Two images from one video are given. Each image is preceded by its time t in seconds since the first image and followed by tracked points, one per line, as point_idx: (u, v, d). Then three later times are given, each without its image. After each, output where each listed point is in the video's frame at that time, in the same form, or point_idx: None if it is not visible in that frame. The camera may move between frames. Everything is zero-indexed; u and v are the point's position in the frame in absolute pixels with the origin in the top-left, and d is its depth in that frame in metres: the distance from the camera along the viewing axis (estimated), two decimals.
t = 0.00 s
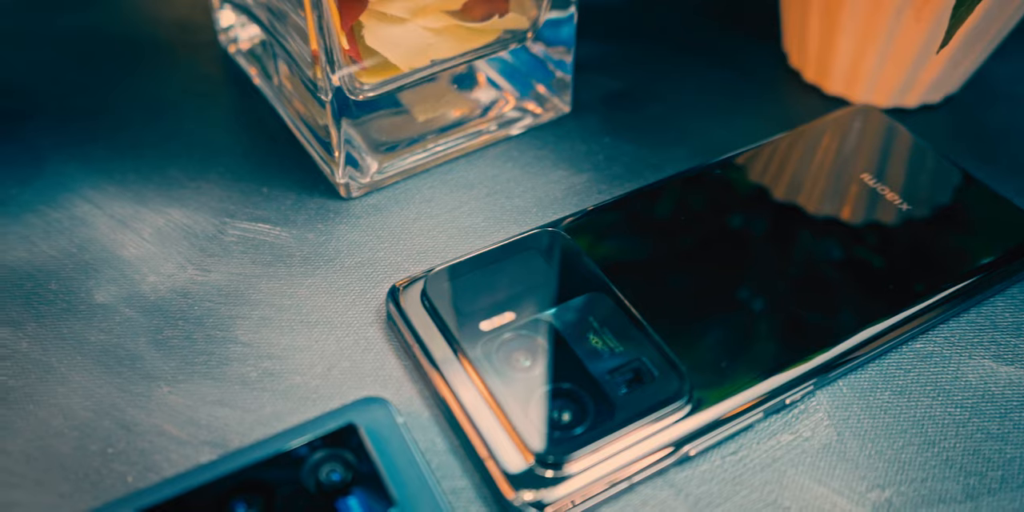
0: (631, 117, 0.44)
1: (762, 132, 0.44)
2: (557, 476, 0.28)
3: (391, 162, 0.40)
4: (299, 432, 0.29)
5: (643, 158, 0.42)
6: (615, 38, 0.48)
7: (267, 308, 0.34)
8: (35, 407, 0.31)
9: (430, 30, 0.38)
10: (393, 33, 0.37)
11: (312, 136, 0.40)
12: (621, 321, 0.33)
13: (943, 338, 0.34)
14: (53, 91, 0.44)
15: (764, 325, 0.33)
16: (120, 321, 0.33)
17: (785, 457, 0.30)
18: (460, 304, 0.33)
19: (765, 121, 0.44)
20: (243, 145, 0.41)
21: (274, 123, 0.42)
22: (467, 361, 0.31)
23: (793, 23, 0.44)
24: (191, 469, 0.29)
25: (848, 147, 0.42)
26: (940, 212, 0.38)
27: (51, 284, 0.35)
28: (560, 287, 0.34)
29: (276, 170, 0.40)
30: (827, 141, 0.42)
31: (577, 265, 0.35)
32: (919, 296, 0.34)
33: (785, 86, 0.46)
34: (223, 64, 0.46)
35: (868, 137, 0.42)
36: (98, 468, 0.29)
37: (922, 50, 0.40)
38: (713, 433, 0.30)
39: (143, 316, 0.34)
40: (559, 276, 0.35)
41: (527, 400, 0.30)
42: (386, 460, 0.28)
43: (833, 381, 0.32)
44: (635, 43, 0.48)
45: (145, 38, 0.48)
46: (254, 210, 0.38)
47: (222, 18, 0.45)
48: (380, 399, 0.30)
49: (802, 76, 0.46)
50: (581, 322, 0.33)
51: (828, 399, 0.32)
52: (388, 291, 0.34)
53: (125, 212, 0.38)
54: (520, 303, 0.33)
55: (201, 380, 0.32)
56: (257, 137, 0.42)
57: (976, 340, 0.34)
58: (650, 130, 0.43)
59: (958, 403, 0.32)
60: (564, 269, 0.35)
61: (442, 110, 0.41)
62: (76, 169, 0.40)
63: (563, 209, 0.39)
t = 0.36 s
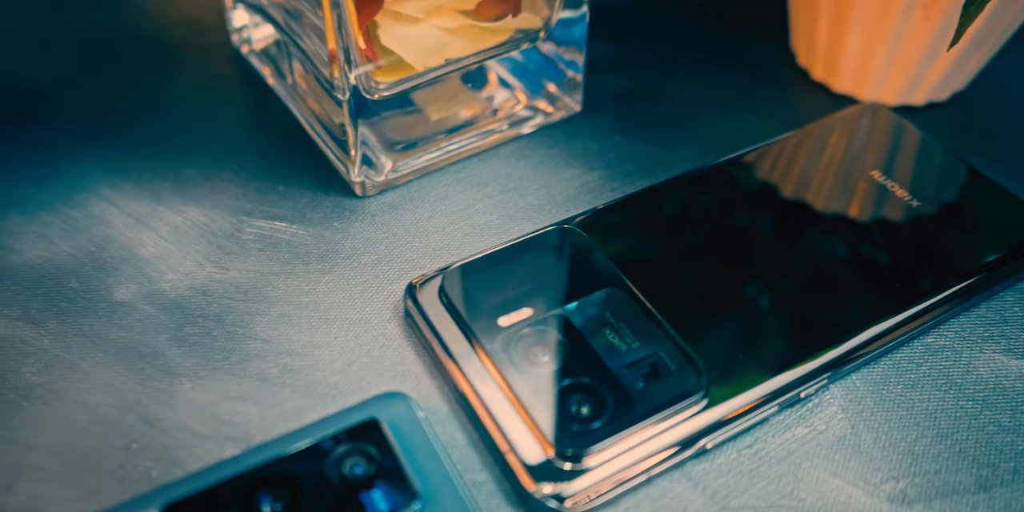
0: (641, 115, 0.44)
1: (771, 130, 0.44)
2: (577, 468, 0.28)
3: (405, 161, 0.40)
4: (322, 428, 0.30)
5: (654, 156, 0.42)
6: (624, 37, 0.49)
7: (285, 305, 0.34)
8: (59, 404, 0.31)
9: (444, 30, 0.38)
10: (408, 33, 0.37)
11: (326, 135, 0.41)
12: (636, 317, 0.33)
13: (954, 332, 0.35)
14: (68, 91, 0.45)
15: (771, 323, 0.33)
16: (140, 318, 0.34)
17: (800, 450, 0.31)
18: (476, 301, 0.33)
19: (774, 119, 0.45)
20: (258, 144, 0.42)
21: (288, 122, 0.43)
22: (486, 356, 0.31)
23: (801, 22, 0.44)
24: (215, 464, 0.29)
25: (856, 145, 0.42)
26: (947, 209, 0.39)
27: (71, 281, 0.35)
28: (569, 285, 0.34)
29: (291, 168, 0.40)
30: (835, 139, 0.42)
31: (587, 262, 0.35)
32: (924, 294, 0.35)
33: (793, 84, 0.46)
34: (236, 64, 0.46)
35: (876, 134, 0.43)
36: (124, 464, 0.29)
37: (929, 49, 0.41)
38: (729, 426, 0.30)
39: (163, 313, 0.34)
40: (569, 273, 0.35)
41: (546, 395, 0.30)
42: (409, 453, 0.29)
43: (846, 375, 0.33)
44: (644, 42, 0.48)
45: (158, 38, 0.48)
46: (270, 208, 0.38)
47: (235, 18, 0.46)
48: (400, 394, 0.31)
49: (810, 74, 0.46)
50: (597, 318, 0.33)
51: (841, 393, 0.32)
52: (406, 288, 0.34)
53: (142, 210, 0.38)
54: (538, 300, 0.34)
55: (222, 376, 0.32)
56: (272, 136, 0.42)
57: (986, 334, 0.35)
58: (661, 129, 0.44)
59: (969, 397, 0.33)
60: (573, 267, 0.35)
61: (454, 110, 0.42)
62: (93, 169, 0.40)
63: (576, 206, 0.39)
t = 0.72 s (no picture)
0: (652, 114, 0.45)
1: (780, 128, 0.45)
2: (597, 460, 0.29)
3: (420, 159, 0.41)
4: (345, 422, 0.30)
5: (665, 154, 0.43)
6: (633, 37, 0.49)
7: (305, 302, 0.35)
8: (85, 400, 0.31)
9: (459, 30, 0.38)
10: (423, 33, 0.37)
11: (342, 134, 0.41)
12: (653, 311, 0.34)
13: (964, 326, 0.35)
14: (83, 92, 0.45)
15: (777, 320, 0.34)
16: (163, 316, 0.34)
17: (815, 441, 0.31)
18: (494, 296, 0.34)
19: (783, 117, 0.45)
20: (274, 143, 0.42)
21: (303, 122, 0.43)
22: (505, 350, 0.32)
23: (809, 21, 0.45)
24: (241, 458, 0.30)
25: (863, 142, 0.43)
26: (953, 205, 0.39)
27: (93, 280, 0.35)
28: (576, 284, 0.35)
29: (307, 167, 0.41)
30: (843, 137, 0.43)
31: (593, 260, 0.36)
32: (929, 290, 0.35)
33: (801, 83, 0.47)
34: (250, 64, 0.47)
35: (883, 132, 0.43)
36: (151, 458, 0.30)
37: (936, 48, 0.41)
38: (747, 418, 0.31)
39: (185, 311, 0.34)
40: (577, 272, 0.35)
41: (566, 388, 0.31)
42: (432, 447, 0.29)
43: (859, 368, 0.33)
44: (652, 42, 0.49)
45: (172, 40, 0.48)
46: (288, 207, 0.39)
47: (249, 19, 0.46)
48: (421, 388, 0.31)
49: (817, 73, 0.47)
50: (615, 314, 0.34)
51: (855, 386, 0.33)
52: (424, 285, 0.35)
53: (161, 210, 0.38)
54: (556, 295, 0.34)
55: (245, 372, 0.32)
56: (287, 136, 0.43)
57: (997, 328, 0.35)
58: (672, 127, 0.44)
59: (980, 389, 0.33)
60: (582, 266, 0.36)
61: (469, 109, 0.42)
62: (111, 169, 0.41)
63: (590, 204, 0.40)
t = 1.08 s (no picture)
0: (661, 113, 0.45)
1: (788, 126, 0.45)
2: (617, 451, 0.29)
3: (435, 158, 0.41)
4: (372, 416, 0.30)
5: (676, 152, 0.43)
6: (642, 37, 0.50)
7: (326, 300, 0.35)
8: (113, 397, 0.32)
9: (474, 30, 0.39)
10: (439, 33, 0.38)
11: (357, 134, 0.42)
12: (670, 305, 0.34)
13: (973, 318, 0.36)
14: (98, 93, 0.45)
15: (781, 316, 0.34)
16: (186, 314, 0.35)
17: (830, 432, 0.32)
18: (512, 290, 0.34)
19: (790, 115, 0.46)
20: (289, 143, 0.43)
21: (317, 122, 0.44)
22: (525, 345, 0.32)
23: (816, 20, 0.46)
24: (269, 452, 0.30)
25: (869, 139, 0.43)
26: (958, 201, 0.40)
27: (116, 279, 0.36)
28: (584, 285, 0.35)
29: (322, 167, 0.41)
30: (849, 134, 0.44)
31: (601, 260, 0.36)
32: (934, 286, 0.36)
33: (807, 81, 0.48)
34: (263, 65, 0.47)
35: (889, 129, 0.44)
36: (180, 453, 0.30)
37: (941, 46, 0.42)
38: (764, 409, 0.31)
39: (208, 309, 0.35)
40: (585, 272, 0.36)
41: (587, 381, 0.31)
42: (458, 440, 0.30)
43: (872, 359, 0.34)
44: (660, 42, 0.50)
45: (185, 42, 0.49)
46: (306, 206, 0.39)
47: (262, 20, 0.47)
48: (445, 383, 0.32)
49: (823, 72, 0.48)
50: (634, 308, 0.34)
51: (867, 377, 0.34)
52: (444, 281, 0.35)
53: (181, 209, 0.39)
54: (575, 291, 0.35)
55: (270, 368, 0.33)
56: (303, 135, 0.43)
57: (1004, 320, 0.36)
58: (681, 126, 0.45)
59: (990, 379, 0.34)
60: (590, 266, 0.36)
61: (480, 109, 0.43)
62: (129, 170, 0.41)
63: (603, 201, 0.41)
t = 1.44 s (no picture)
0: (669, 110, 0.46)
1: (794, 122, 0.46)
2: (636, 440, 0.30)
3: (448, 156, 0.42)
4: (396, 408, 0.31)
5: (685, 148, 0.44)
6: (648, 36, 0.51)
7: (347, 295, 0.36)
8: (140, 392, 0.32)
9: (487, 30, 0.39)
10: (452, 33, 0.39)
11: (372, 132, 0.42)
12: (686, 298, 0.35)
13: (979, 308, 0.37)
14: (112, 93, 0.46)
15: (783, 310, 0.35)
16: (209, 311, 0.35)
17: (844, 420, 0.33)
18: (528, 283, 0.35)
19: (795, 111, 0.47)
20: (304, 142, 0.43)
21: (331, 121, 0.44)
22: (545, 337, 0.33)
23: (819, 19, 0.47)
24: (296, 445, 0.31)
25: (873, 135, 0.44)
26: (959, 194, 0.41)
27: (138, 277, 0.36)
28: (589, 280, 0.35)
29: (337, 165, 0.42)
30: (853, 129, 0.44)
31: (606, 256, 0.36)
32: (935, 280, 0.36)
33: (811, 78, 0.49)
34: (275, 65, 0.48)
35: (891, 124, 0.45)
36: (208, 447, 0.31)
37: (943, 43, 0.43)
38: (779, 398, 0.32)
39: (231, 306, 0.35)
40: (591, 269, 0.36)
41: (606, 372, 0.32)
42: (482, 430, 0.30)
43: (882, 349, 0.35)
44: (666, 41, 0.50)
45: (196, 42, 0.49)
46: (323, 204, 0.40)
47: (274, 21, 0.47)
48: (467, 375, 0.32)
49: (826, 69, 0.49)
50: (651, 301, 0.35)
51: (878, 366, 0.34)
52: (462, 276, 0.36)
53: (199, 208, 0.39)
54: (592, 285, 0.35)
55: (293, 363, 0.33)
56: (317, 134, 0.43)
57: (1009, 309, 0.37)
58: (689, 122, 0.46)
59: (997, 367, 0.35)
60: (601, 260, 0.36)
61: (491, 108, 0.44)
62: (146, 169, 0.41)
63: (615, 197, 0.41)
